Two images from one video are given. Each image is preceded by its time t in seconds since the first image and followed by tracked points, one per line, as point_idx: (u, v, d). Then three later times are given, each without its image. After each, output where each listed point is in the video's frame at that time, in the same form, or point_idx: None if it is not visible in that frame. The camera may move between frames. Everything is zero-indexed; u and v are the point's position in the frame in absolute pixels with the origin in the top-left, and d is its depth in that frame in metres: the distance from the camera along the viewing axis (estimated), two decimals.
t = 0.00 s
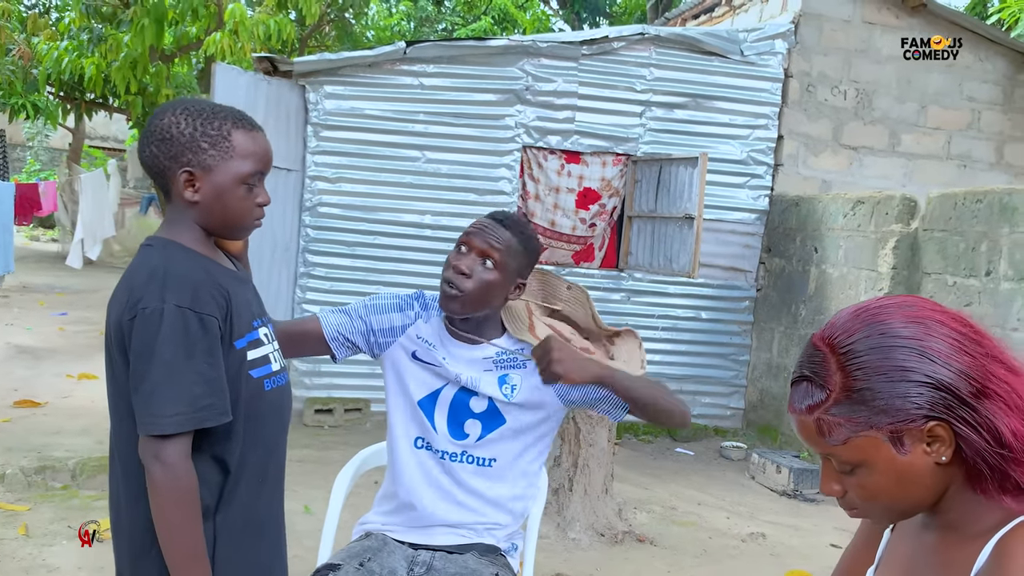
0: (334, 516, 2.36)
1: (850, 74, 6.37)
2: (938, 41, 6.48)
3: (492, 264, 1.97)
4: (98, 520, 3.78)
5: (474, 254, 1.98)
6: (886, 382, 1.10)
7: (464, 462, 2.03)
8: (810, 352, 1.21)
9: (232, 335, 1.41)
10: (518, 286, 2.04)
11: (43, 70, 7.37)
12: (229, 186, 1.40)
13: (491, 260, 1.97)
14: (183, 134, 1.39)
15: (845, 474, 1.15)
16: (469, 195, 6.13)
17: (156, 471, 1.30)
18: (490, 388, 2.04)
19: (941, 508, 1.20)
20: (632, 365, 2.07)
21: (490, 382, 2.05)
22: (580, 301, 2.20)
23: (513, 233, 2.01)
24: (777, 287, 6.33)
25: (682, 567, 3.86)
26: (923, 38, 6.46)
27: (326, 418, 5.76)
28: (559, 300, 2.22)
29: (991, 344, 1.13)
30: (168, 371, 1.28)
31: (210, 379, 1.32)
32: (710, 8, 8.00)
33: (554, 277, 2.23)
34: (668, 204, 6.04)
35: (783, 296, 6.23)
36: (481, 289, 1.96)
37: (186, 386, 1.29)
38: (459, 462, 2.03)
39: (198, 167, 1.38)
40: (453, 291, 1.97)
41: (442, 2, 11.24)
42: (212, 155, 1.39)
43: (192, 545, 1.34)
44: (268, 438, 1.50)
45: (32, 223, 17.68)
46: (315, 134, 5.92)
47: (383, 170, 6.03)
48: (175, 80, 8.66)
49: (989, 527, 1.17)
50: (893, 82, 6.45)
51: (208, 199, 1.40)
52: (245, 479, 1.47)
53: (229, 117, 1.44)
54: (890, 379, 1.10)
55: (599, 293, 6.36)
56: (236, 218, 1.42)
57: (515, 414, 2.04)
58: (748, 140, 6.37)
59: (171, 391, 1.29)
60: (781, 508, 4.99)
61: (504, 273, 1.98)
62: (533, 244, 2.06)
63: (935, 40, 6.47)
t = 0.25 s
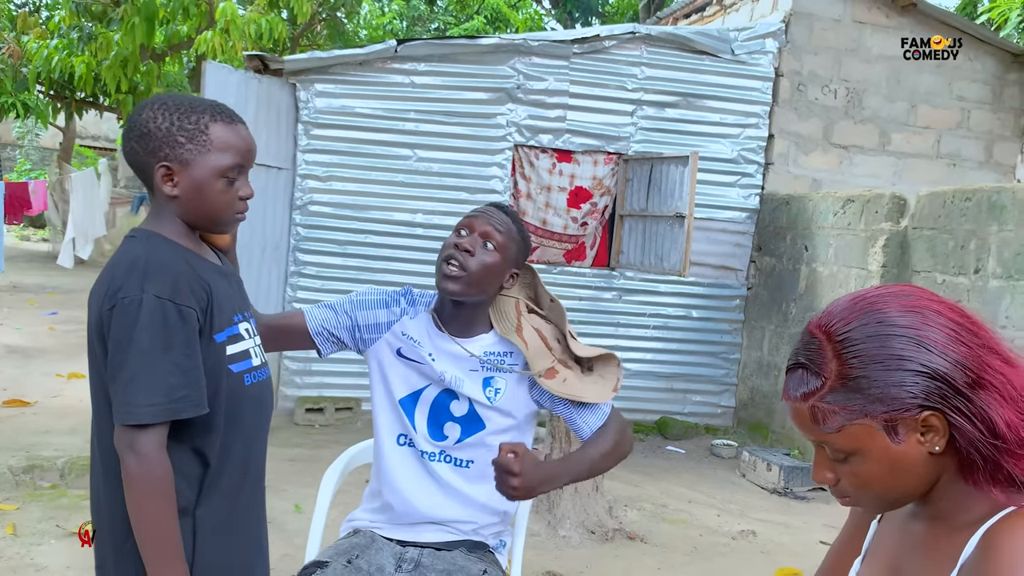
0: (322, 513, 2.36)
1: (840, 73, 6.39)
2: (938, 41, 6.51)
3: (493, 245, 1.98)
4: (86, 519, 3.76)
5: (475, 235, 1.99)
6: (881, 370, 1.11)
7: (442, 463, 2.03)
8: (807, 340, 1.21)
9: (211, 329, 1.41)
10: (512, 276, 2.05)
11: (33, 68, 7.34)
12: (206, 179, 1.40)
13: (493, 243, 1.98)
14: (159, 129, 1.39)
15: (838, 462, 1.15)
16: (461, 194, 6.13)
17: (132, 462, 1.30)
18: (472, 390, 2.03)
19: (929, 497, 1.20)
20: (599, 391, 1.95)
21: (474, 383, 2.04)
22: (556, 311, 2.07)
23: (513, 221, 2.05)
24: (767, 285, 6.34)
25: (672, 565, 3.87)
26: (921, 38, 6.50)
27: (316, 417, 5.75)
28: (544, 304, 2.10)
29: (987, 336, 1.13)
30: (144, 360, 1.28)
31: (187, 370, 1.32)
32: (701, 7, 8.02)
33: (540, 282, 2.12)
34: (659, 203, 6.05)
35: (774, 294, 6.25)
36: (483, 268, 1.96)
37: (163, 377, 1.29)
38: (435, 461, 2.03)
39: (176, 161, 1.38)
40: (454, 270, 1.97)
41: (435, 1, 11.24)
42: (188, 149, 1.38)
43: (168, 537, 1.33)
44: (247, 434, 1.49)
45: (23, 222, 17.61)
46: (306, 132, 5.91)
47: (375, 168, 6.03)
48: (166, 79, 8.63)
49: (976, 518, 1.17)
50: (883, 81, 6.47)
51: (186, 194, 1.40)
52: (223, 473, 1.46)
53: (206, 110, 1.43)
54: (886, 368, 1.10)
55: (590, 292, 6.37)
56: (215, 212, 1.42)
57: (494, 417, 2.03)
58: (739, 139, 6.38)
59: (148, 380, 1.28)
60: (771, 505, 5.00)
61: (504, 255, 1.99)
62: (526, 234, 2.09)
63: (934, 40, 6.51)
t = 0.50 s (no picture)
0: (306, 508, 2.35)
1: (829, 70, 6.41)
2: (940, 41, 6.55)
3: (481, 241, 1.97)
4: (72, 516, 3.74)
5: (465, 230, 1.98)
6: (869, 359, 1.11)
7: (424, 459, 2.02)
8: (798, 328, 1.21)
9: (180, 323, 1.41)
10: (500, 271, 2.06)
11: (21, 64, 7.29)
12: (182, 174, 1.39)
13: (482, 237, 1.98)
14: (135, 122, 1.38)
15: (824, 450, 1.15)
16: (451, 190, 6.13)
17: (95, 453, 1.30)
18: (457, 384, 2.04)
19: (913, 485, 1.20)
20: (569, 398, 2.06)
21: (459, 378, 2.05)
22: (542, 313, 2.12)
23: (502, 216, 2.05)
24: (757, 282, 6.36)
25: (660, 560, 3.88)
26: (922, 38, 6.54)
27: (306, 414, 5.74)
28: (529, 302, 2.15)
29: (977, 327, 1.13)
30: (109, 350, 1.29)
31: (153, 361, 1.33)
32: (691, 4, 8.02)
33: (529, 280, 2.15)
34: (649, 199, 6.07)
35: (763, 290, 6.26)
36: (471, 263, 1.96)
37: (128, 369, 1.30)
38: (418, 457, 2.02)
39: (151, 154, 1.38)
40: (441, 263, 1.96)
41: None
42: (164, 143, 1.38)
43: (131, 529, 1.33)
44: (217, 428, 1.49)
45: (13, 220, 17.51)
46: (295, 129, 5.89)
47: (364, 164, 6.01)
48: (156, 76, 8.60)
49: (958, 509, 1.17)
50: (872, 78, 6.49)
51: (161, 187, 1.39)
52: (191, 467, 1.46)
53: (184, 103, 1.42)
54: (874, 356, 1.10)
55: (580, 288, 6.37)
56: (190, 206, 1.41)
57: (478, 411, 2.05)
58: (729, 135, 6.39)
59: (113, 371, 1.29)
60: (760, 501, 5.02)
61: (491, 251, 1.99)
62: (516, 230, 2.08)
63: (936, 41, 6.55)
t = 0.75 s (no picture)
0: (296, 506, 2.35)
1: (822, 68, 6.42)
2: (939, 41, 6.58)
3: (468, 250, 1.96)
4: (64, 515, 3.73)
5: (450, 240, 1.96)
6: (847, 358, 1.11)
7: (416, 454, 2.03)
8: (777, 327, 1.22)
9: (152, 326, 1.44)
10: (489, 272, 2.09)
11: (12, 61, 7.26)
12: (169, 175, 1.41)
13: (467, 247, 1.96)
14: (122, 122, 1.40)
15: (803, 449, 1.16)
16: (443, 187, 6.12)
17: (57, 452, 1.32)
18: (451, 378, 2.06)
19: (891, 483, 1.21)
20: (559, 391, 2.06)
21: (453, 372, 2.07)
22: (533, 307, 2.11)
23: (487, 220, 2.02)
24: (749, 279, 6.38)
25: (652, 556, 3.89)
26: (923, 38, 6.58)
27: (299, 411, 5.74)
28: (520, 296, 2.14)
29: (952, 326, 1.15)
30: (72, 350, 1.30)
31: (118, 364, 1.35)
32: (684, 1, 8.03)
33: (519, 273, 2.13)
34: (641, 196, 6.08)
35: (755, 287, 6.28)
36: (458, 275, 1.95)
37: (93, 370, 1.32)
38: (412, 451, 2.02)
39: (137, 155, 1.40)
40: (431, 280, 1.95)
41: None
42: (150, 144, 1.40)
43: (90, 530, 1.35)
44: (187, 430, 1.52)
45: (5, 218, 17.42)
46: (287, 126, 5.88)
47: (357, 162, 6.01)
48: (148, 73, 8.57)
49: (935, 507, 1.18)
50: (864, 75, 6.51)
51: (146, 187, 1.41)
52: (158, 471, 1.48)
53: (172, 104, 1.44)
54: (852, 356, 1.11)
55: (573, 286, 6.38)
56: (176, 208, 1.43)
57: (471, 404, 2.07)
58: (721, 133, 6.40)
59: (77, 372, 1.31)
60: (752, 497, 5.04)
61: (479, 260, 1.98)
62: (504, 231, 2.07)
63: (935, 41, 6.58)
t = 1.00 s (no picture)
0: (295, 503, 2.36)
1: (819, 64, 6.43)
2: (939, 41, 6.60)
3: (469, 244, 1.97)
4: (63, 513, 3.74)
5: (451, 233, 1.97)
6: (831, 356, 1.12)
7: (413, 451, 2.03)
8: (761, 327, 1.22)
9: (131, 326, 1.43)
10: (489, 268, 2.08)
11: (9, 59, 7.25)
12: (142, 170, 1.40)
13: (468, 241, 1.97)
14: (97, 114, 1.40)
15: (791, 447, 1.17)
16: (442, 185, 6.13)
17: (41, 462, 1.31)
18: (449, 377, 2.07)
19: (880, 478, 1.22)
20: (554, 388, 2.12)
21: (450, 371, 2.08)
22: (530, 306, 2.14)
23: (488, 215, 2.03)
24: (747, 276, 6.39)
25: (650, 552, 3.91)
26: (923, 38, 6.60)
27: (298, 409, 5.75)
28: (517, 294, 2.16)
29: (935, 320, 1.16)
30: (51, 355, 1.29)
31: (100, 368, 1.34)
32: None
33: (516, 271, 2.16)
34: (639, 193, 6.09)
35: (753, 284, 6.30)
36: (457, 268, 1.96)
37: (74, 375, 1.31)
38: (410, 448, 2.03)
39: (111, 148, 1.39)
40: (430, 271, 1.95)
41: None
42: (125, 137, 1.39)
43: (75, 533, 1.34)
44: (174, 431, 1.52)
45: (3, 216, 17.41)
46: (285, 124, 5.88)
47: (355, 160, 6.01)
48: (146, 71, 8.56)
49: (924, 501, 1.19)
50: (861, 71, 6.52)
51: (119, 182, 1.40)
52: (146, 472, 1.47)
53: (148, 99, 1.44)
54: (836, 354, 1.12)
55: (572, 283, 6.39)
56: (149, 204, 1.42)
57: (467, 402, 2.08)
58: (719, 129, 6.41)
59: (58, 378, 1.30)
60: (750, 493, 5.06)
61: (479, 253, 1.99)
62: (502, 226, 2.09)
63: (936, 41, 6.60)
